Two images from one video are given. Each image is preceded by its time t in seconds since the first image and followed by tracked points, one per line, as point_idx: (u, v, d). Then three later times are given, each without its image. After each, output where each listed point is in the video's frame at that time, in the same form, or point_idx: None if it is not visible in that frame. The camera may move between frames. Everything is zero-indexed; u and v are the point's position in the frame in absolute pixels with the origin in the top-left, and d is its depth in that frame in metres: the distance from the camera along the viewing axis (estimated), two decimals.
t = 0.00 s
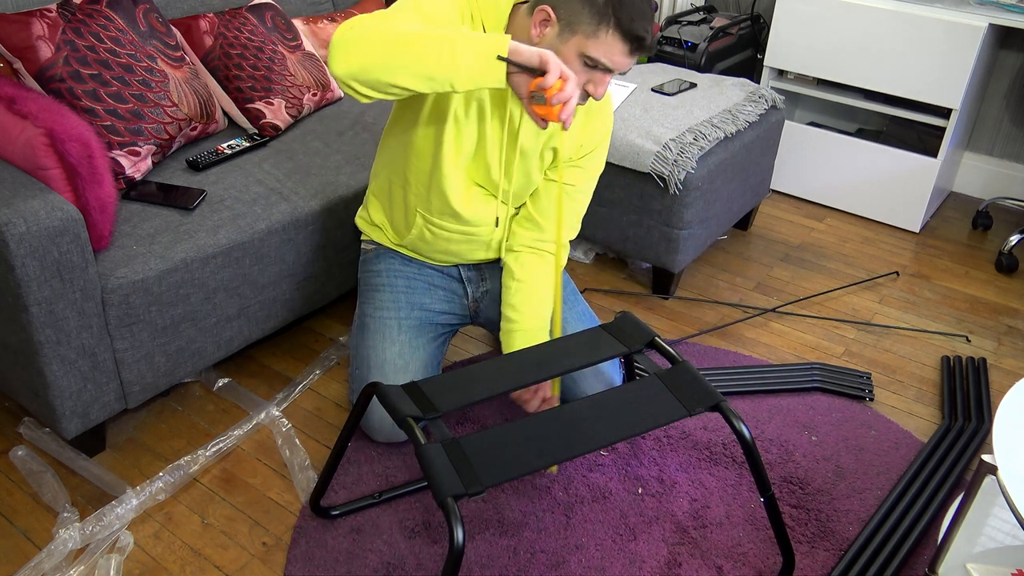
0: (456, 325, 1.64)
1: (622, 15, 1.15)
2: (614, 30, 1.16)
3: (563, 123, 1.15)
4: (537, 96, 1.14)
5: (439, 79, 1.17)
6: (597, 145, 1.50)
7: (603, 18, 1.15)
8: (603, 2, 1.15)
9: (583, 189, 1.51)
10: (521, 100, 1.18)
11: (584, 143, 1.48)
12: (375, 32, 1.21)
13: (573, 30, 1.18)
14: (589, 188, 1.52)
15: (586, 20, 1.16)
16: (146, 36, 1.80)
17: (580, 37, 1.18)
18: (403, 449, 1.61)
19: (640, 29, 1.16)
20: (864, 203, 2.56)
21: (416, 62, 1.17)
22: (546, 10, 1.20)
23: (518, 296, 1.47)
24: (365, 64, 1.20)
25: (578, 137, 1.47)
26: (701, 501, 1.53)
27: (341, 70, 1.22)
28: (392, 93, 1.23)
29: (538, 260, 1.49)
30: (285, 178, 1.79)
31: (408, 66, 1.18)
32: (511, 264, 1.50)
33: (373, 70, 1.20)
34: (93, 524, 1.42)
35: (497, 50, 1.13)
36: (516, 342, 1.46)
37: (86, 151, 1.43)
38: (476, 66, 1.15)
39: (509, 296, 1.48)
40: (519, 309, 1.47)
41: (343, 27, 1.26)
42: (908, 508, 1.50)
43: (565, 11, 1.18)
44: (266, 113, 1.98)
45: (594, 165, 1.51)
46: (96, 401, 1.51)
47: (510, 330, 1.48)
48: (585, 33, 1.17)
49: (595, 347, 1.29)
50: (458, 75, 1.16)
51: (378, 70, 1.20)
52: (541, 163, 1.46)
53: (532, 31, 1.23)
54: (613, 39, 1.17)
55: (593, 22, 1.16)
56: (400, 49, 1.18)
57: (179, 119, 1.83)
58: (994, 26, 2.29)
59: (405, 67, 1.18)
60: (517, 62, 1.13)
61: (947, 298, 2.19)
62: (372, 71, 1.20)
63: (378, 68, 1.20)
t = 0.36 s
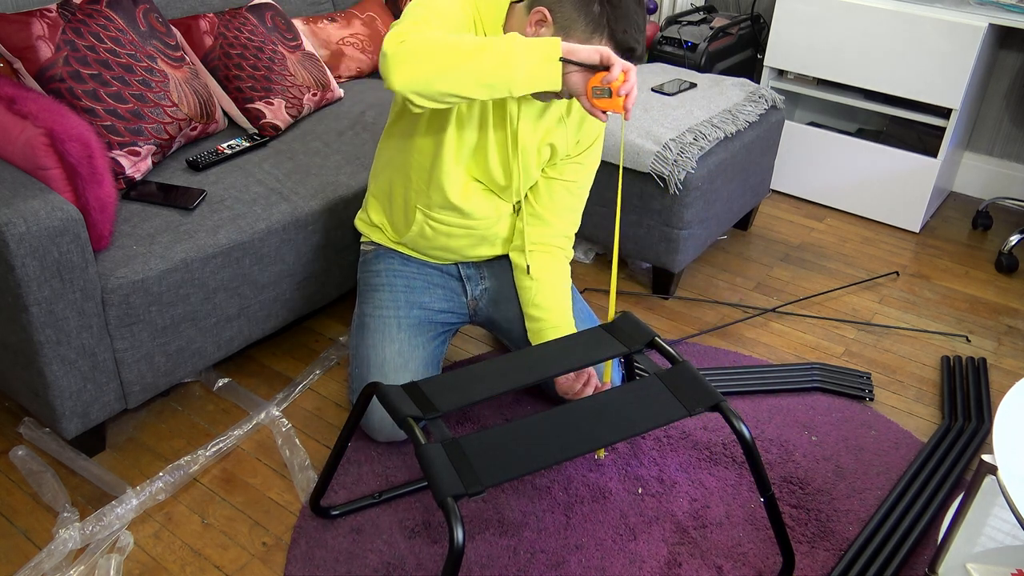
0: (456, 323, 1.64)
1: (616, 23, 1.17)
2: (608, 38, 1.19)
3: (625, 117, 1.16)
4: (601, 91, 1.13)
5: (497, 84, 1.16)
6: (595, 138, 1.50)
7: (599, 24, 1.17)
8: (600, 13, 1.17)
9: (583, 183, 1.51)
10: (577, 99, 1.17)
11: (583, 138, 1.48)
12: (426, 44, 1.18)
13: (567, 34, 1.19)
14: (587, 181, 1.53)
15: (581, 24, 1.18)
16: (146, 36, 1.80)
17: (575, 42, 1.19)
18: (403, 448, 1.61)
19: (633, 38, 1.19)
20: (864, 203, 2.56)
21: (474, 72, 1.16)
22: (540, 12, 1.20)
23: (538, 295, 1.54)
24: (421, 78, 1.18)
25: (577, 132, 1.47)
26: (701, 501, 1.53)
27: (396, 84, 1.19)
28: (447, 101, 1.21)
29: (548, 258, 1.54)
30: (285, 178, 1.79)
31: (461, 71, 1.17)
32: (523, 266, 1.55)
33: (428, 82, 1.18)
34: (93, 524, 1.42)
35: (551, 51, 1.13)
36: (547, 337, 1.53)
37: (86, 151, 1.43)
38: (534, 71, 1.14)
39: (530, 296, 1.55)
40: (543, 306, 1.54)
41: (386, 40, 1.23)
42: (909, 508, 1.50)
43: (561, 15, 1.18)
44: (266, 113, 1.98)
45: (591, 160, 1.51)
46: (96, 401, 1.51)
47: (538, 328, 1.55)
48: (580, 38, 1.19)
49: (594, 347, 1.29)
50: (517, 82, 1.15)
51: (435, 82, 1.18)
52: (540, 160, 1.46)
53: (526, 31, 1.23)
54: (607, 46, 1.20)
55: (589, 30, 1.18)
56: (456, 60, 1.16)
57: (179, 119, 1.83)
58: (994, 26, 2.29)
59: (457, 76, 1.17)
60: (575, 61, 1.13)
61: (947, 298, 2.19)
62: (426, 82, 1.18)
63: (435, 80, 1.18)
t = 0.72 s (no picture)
0: (456, 323, 1.64)
1: (626, 19, 1.19)
2: (617, 34, 1.20)
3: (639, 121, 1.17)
4: (617, 95, 1.15)
5: (520, 84, 1.15)
6: (595, 135, 1.51)
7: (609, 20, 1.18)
8: (610, 8, 1.18)
9: (582, 179, 1.53)
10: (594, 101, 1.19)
11: (583, 133, 1.50)
12: (451, 41, 1.17)
13: (577, 29, 1.19)
14: (587, 176, 1.54)
15: (592, 20, 1.18)
16: (146, 36, 1.80)
17: (583, 36, 1.20)
18: (403, 448, 1.61)
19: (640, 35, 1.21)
20: (864, 203, 2.56)
21: (499, 70, 1.14)
22: (551, 6, 1.20)
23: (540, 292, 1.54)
24: (445, 72, 1.16)
25: (577, 127, 1.48)
26: (701, 501, 1.53)
27: (419, 78, 1.17)
28: (467, 99, 1.19)
29: (549, 257, 1.54)
30: (285, 178, 1.79)
31: (483, 71, 1.15)
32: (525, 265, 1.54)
33: (451, 78, 1.16)
34: (93, 524, 1.42)
35: (575, 54, 1.14)
36: (547, 337, 1.53)
37: (86, 151, 1.43)
38: (558, 74, 1.15)
39: (532, 295, 1.54)
40: (545, 306, 1.54)
41: (407, 33, 1.20)
42: (908, 508, 1.50)
43: (571, 11, 1.18)
44: (266, 113, 1.98)
45: (591, 155, 1.53)
46: (96, 401, 1.51)
47: (539, 328, 1.55)
48: (590, 33, 1.19)
49: (595, 346, 1.29)
50: (540, 83, 1.15)
51: (458, 78, 1.16)
52: (542, 154, 1.47)
53: (535, 25, 1.23)
54: (615, 42, 1.21)
55: (598, 25, 1.19)
56: (482, 58, 1.15)
57: (179, 119, 1.83)
58: (994, 26, 2.29)
59: (481, 75, 1.15)
60: (596, 64, 1.14)
61: (947, 298, 2.19)
62: (448, 79, 1.16)
63: (460, 76, 1.16)
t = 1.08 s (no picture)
0: (457, 323, 1.64)
1: (637, 23, 1.21)
2: (628, 36, 1.22)
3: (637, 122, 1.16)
4: (618, 92, 1.14)
5: (527, 80, 1.15)
6: (598, 131, 1.51)
7: (621, 23, 1.20)
8: (624, 13, 1.20)
9: (584, 174, 1.53)
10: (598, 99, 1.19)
11: (586, 130, 1.50)
12: (459, 36, 1.16)
13: (589, 31, 1.21)
14: (588, 172, 1.54)
15: (605, 22, 1.20)
16: (146, 36, 1.80)
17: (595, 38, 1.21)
18: (403, 448, 1.61)
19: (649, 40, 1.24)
20: (864, 203, 2.56)
21: (507, 66, 1.14)
22: (563, 7, 1.20)
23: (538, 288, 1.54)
24: (453, 69, 1.16)
25: (581, 124, 1.48)
26: (701, 501, 1.53)
27: (428, 74, 1.17)
28: (475, 95, 1.19)
29: (551, 254, 1.54)
30: (285, 178, 1.79)
31: (491, 67, 1.15)
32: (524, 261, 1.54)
33: (460, 74, 1.16)
34: (93, 524, 1.42)
35: (582, 49, 1.13)
36: (541, 334, 1.54)
37: (86, 151, 1.43)
38: (566, 68, 1.14)
39: (529, 291, 1.55)
40: (542, 303, 1.54)
41: (415, 30, 1.20)
42: (908, 508, 1.50)
43: (585, 12, 1.19)
44: (266, 113, 1.98)
45: (592, 153, 1.53)
46: (96, 401, 1.51)
47: (534, 324, 1.55)
48: (601, 35, 1.21)
49: (595, 346, 1.29)
50: (548, 80, 1.15)
51: (466, 74, 1.16)
52: (547, 150, 1.46)
53: (546, 24, 1.24)
54: (625, 44, 1.23)
55: (611, 29, 1.21)
56: (490, 54, 1.14)
57: (179, 119, 1.83)
58: (994, 26, 2.29)
59: (488, 71, 1.15)
60: (601, 60, 1.14)
61: (947, 298, 2.19)
62: (456, 76, 1.16)
63: (468, 72, 1.15)
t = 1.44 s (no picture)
0: (456, 323, 1.64)
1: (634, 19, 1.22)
2: (625, 32, 1.23)
3: (641, 128, 1.17)
4: (620, 99, 1.14)
5: (524, 88, 1.15)
6: (595, 127, 1.52)
7: (618, 19, 1.21)
8: (621, 8, 1.20)
9: (582, 171, 1.53)
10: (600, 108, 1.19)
11: (584, 126, 1.49)
12: (457, 42, 1.16)
13: (587, 27, 1.21)
14: (585, 169, 1.54)
15: (602, 18, 1.20)
16: (146, 36, 1.80)
17: (593, 34, 1.22)
18: (403, 449, 1.61)
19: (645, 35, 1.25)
20: (864, 203, 2.56)
21: (505, 72, 1.14)
22: (559, 5, 1.21)
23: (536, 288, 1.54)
24: (452, 74, 1.15)
25: (579, 120, 1.48)
26: (701, 501, 1.53)
27: (426, 79, 1.16)
28: (472, 101, 1.19)
29: (550, 253, 1.54)
30: (285, 178, 1.79)
31: (488, 75, 1.14)
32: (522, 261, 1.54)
33: (457, 80, 1.16)
34: (93, 524, 1.42)
35: (580, 58, 1.13)
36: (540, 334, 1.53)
37: (86, 151, 1.43)
38: (564, 76, 1.14)
39: (526, 291, 1.54)
40: (540, 303, 1.54)
41: (412, 34, 1.20)
42: (908, 508, 1.50)
43: (582, 9, 1.19)
44: (266, 113, 1.98)
45: (589, 150, 1.53)
46: (96, 401, 1.51)
47: (532, 324, 1.55)
48: (599, 32, 1.21)
49: (595, 346, 1.29)
50: (546, 87, 1.15)
51: (464, 80, 1.15)
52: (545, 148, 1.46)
53: (543, 23, 1.24)
54: (622, 41, 1.24)
55: (609, 25, 1.21)
56: (488, 60, 1.14)
57: (179, 118, 1.83)
58: (994, 26, 2.29)
59: (485, 78, 1.14)
60: (601, 68, 1.14)
61: (947, 298, 2.19)
62: (454, 81, 1.16)
63: (466, 78, 1.15)
